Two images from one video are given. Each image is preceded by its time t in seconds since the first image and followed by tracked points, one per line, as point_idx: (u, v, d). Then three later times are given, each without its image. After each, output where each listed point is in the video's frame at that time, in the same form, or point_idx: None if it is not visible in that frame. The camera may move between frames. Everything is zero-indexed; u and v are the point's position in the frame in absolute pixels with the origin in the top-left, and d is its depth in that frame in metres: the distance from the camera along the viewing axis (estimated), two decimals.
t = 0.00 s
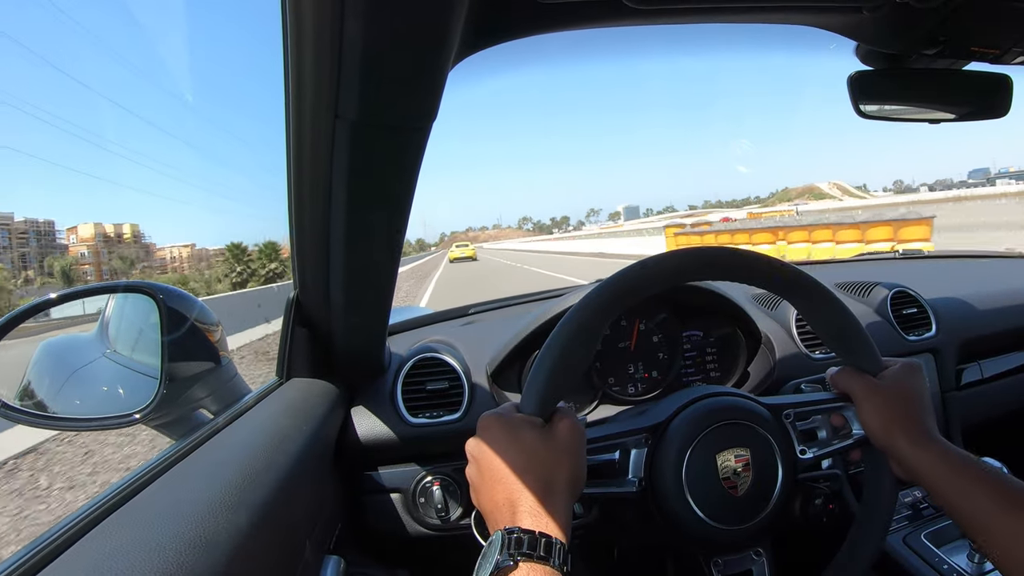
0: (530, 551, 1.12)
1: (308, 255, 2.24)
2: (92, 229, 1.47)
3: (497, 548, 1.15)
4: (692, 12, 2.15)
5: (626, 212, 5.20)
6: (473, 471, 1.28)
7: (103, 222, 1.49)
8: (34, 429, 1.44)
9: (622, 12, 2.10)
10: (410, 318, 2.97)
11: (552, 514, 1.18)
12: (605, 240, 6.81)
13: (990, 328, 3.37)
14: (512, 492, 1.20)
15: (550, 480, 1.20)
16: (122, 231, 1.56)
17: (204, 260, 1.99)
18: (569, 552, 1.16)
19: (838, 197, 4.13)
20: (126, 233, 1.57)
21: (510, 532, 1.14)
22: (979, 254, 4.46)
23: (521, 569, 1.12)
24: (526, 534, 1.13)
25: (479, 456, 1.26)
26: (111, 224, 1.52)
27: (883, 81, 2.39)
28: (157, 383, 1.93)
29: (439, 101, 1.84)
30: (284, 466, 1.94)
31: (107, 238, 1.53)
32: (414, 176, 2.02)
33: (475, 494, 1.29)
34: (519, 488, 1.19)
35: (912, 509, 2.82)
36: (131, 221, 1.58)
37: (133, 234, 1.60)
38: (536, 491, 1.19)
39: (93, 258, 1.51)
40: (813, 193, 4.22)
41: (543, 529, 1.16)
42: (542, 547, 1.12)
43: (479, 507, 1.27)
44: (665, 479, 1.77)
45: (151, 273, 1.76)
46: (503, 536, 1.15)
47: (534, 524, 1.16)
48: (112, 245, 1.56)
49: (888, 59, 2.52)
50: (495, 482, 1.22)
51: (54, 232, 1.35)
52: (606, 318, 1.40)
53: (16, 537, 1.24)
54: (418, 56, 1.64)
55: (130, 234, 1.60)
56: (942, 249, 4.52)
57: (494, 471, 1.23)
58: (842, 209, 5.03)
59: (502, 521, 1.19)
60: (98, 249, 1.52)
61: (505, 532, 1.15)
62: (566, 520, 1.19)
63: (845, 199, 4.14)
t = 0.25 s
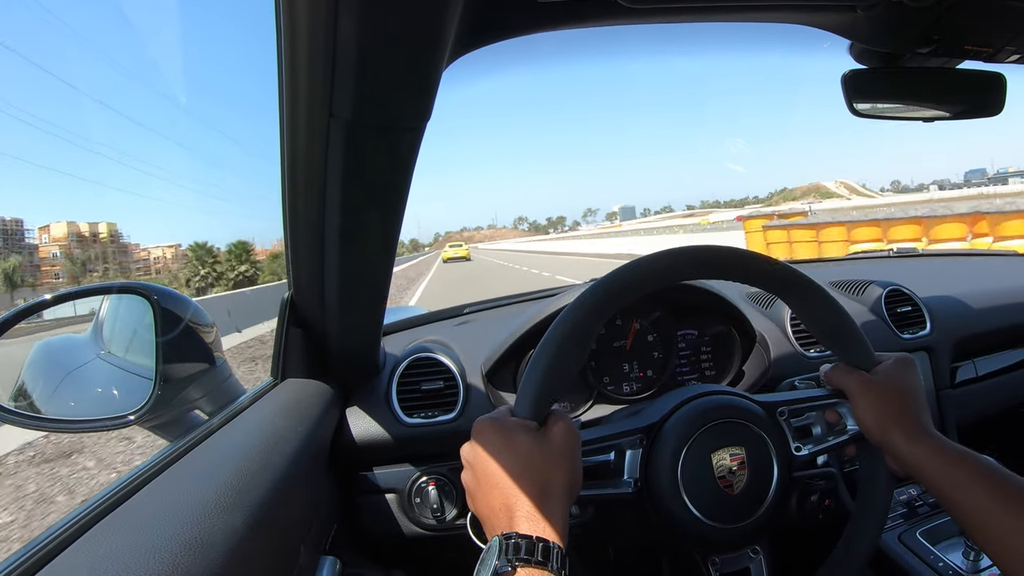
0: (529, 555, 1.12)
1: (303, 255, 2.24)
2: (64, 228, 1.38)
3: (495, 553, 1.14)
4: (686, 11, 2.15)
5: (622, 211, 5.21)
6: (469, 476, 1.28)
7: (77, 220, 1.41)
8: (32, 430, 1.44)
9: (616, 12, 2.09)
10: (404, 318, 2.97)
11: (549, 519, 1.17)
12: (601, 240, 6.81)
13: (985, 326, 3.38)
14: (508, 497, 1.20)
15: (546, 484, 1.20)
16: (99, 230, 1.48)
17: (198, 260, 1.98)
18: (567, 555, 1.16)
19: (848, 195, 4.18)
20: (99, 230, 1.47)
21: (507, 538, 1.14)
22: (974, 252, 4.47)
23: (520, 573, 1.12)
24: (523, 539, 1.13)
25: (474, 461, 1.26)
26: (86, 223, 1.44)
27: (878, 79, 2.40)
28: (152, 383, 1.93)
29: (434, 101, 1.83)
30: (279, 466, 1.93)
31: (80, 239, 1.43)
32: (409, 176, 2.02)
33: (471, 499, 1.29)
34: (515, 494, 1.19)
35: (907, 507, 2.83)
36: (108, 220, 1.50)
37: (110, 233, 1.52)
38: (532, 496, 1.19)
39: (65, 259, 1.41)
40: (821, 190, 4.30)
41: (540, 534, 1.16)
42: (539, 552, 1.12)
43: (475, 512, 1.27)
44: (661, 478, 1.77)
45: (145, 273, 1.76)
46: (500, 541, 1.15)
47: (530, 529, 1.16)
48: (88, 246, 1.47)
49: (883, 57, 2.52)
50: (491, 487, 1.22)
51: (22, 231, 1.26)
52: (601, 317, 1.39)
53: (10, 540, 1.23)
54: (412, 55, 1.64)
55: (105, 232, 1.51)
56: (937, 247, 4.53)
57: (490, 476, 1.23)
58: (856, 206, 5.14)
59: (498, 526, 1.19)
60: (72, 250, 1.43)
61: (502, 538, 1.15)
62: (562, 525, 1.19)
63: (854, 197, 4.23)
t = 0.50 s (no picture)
0: (525, 559, 1.13)
1: (297, 253, 2.23)
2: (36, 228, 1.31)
3: (491, 557, 1.15)
4: (680, 9, 2.15)
5: (618, 210, 5.21)
6: (463, 479, 1.28)
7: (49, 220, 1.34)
8: (25, 430, 1.44)
9: (610, 9, 2.09)
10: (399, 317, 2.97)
11: (545, 521, 1.18)
12: (597, 240, 6.82)
13: (979, 324, 3.39)
14: (504, 500, 1.19)
15: (542, 487, 1.20)
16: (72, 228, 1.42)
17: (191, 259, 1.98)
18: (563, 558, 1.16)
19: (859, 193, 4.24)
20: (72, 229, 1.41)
21: (504, 541, 1.14)
22: (969, 251, 4.48)
23: None
24: (520, 543, 1.13)
25: (469, 465, 1.26)
26: (60, 222, 1.38)
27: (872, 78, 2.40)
28: (146, 382, 1.92)
29: (427, 99, 1.83)
30: (274, 465, 1.93)
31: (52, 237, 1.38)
32: (403, 174, 2.02)
33: (466, 502, 1.29)
34: (511, 497, 1.19)
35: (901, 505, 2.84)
36: (83, 219, 1.44)
37: (86, 232, 1.46)
38: (528, 500, 1.19)
39: (37, 260, 1.36)
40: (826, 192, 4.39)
41: (536, 537, 1.16)
42: (536, 556, 1.13)
43: (470, 515, 1.27)
44: (656, 476, 1.77)
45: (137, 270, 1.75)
46: (497, 545, 1.15)
47: (527, 532, 1.16)
48: (61, 246, 1.41)
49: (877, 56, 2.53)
50: (486, 490, 1.22)
51: None
52: (595, 315, 1.39)
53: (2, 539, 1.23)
54: (405, 53, 1.64)
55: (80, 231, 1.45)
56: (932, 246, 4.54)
57: (485, 480, 1.22)
58: (871, 202, 5.19)
59: (494, 530, 1.19)
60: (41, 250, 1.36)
61: (498, 541, 1.15)
62: (558, 527, 1.19)
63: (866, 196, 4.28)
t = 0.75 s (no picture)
0: (521, 562, 1.12)
1: (293, 255, 2.23)
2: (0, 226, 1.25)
3: (488, 559, 1.15)
4: (676, 11, 2.15)
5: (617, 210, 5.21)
6: (459, 480, 1.28)
7: (19, 217, 1.28)
8: (20, 431, 1.43)
9: (607, 11, 2.09)
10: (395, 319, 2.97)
11: (542, 523, 1.17)
12: (594, 240, 6.82)
13: (975, 326, 3.40)
14: (500, 502, 1.19)
15: (538, 488, 1.20)
16: (49, 228, 1.38)
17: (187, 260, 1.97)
18: (559, 560, 1.16)
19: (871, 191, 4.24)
20: (46, 226, 1.36)
21: (500, 544, 1.14)
22: (964, 252, 4.49)
23: None
24: (515, 544, 1.13)
25: (465, 465, 1.25)
26: (30, 220, 1.31)
27: (868, 79, 2.40)
28: (141, 384, 1.91)
29: (423, 100, 1.83)
30: (271, 468, 1.93)
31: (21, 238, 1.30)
32: (399, 175, 2.01)
33: (462, 502, 1.28)
34: (507, 499, 1.19)
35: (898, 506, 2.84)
36: (57, 218, 1.39)
37: (60, 231, 1.40)
38: (524, 502, 1.18)
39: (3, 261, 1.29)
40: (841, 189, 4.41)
41: (532, 540, 1.15)
42: (532, 558, 1.12)
43: (466, 516, 1.27)
44: (652, 478, 1.77)
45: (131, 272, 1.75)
46: (493, 547, 1.15)
47: (523, 534, 1.16)
48: (31, 246, 1.34)
49: (873, 57, 2.53)
50: (483, 492, 1.21)
51: None
52: (591, 317, 1.39)
53: None
54: (401, 54, 1.63)
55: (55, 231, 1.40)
56: (928, 248, 4.55)
57: (481, 481, 1.22)
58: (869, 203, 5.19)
59: (491, 531, 1.19)
60: (11, 250, 1.30)
61: (494, 544, 1.15)
62: (554, 530, 1.19)
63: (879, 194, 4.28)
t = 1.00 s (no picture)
0: (516, 562, 1.11)
1: (289, 258, 2.23)
2: None
3: (483, 559, 1.13)
4: (673, 15, 2.15)
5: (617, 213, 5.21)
6: (455, 480, 1.27)
7: None
8: (15, 435, 1.43)
9: (604, 15, 2.09)
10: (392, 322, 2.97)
11: (538, 524, 1.17)
12: (592, 241, 6.83)
13: (972, 329, 3.40)
14: (497, 502, 1.19)
15: (534, 489, 1.20)
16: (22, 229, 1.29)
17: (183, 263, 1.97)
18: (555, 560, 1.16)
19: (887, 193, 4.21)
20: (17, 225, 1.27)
21: (496, 544, 1.13)
22: (961, 256, 4.50)
23: None
24: (512, 545, 1.13)
25: (461, 466, 1.25)
26: None
27: (865, 82, 2.40)
28: (137, 388, 1.90)
29: (420, 105, 1.83)
30: (267, 471, 1.93)
31: None
32: (396, 178, 2.01)
33: (457, 503, 1.28)
34: (503, 500, 1.18)
35: (895, 510, 2.84)
36: (28, 215, 1.29)
37: (34, 230, 1.31)
38: (521, 503, 1.18)
39: None
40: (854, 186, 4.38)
41: (529, 540, 1.15)
42: (528, 558, 1.12)
43: (461, 517, 1.27)
44: (649, 482, 1.77)
45: (127, 277, 1.74)
46: (489, 547, 1.14)
47: (519, 534, 1.16)
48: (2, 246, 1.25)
49: (870, 61, 2.54)
50: (479, 493, 1.21)
51: None
52: (587, 321, 1.39)
53: None
54: (398, 58, 1.63)
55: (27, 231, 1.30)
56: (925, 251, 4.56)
57: (478, 481, 1.22)
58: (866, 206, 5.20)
59: (487, 532, 1.19)
60: None
61: (490, 543, 1.14)
62: (550, 531, 1.19)
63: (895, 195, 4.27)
